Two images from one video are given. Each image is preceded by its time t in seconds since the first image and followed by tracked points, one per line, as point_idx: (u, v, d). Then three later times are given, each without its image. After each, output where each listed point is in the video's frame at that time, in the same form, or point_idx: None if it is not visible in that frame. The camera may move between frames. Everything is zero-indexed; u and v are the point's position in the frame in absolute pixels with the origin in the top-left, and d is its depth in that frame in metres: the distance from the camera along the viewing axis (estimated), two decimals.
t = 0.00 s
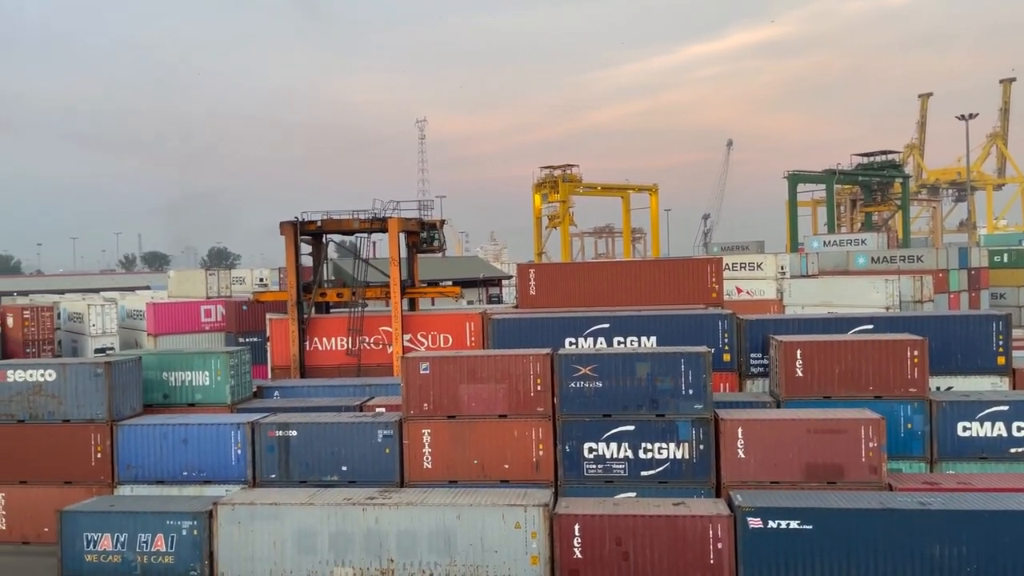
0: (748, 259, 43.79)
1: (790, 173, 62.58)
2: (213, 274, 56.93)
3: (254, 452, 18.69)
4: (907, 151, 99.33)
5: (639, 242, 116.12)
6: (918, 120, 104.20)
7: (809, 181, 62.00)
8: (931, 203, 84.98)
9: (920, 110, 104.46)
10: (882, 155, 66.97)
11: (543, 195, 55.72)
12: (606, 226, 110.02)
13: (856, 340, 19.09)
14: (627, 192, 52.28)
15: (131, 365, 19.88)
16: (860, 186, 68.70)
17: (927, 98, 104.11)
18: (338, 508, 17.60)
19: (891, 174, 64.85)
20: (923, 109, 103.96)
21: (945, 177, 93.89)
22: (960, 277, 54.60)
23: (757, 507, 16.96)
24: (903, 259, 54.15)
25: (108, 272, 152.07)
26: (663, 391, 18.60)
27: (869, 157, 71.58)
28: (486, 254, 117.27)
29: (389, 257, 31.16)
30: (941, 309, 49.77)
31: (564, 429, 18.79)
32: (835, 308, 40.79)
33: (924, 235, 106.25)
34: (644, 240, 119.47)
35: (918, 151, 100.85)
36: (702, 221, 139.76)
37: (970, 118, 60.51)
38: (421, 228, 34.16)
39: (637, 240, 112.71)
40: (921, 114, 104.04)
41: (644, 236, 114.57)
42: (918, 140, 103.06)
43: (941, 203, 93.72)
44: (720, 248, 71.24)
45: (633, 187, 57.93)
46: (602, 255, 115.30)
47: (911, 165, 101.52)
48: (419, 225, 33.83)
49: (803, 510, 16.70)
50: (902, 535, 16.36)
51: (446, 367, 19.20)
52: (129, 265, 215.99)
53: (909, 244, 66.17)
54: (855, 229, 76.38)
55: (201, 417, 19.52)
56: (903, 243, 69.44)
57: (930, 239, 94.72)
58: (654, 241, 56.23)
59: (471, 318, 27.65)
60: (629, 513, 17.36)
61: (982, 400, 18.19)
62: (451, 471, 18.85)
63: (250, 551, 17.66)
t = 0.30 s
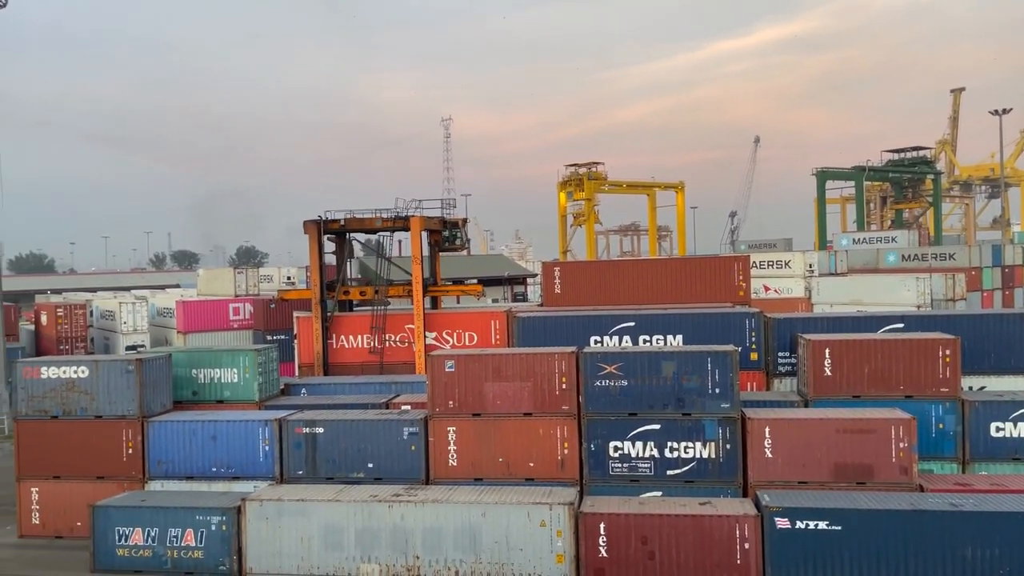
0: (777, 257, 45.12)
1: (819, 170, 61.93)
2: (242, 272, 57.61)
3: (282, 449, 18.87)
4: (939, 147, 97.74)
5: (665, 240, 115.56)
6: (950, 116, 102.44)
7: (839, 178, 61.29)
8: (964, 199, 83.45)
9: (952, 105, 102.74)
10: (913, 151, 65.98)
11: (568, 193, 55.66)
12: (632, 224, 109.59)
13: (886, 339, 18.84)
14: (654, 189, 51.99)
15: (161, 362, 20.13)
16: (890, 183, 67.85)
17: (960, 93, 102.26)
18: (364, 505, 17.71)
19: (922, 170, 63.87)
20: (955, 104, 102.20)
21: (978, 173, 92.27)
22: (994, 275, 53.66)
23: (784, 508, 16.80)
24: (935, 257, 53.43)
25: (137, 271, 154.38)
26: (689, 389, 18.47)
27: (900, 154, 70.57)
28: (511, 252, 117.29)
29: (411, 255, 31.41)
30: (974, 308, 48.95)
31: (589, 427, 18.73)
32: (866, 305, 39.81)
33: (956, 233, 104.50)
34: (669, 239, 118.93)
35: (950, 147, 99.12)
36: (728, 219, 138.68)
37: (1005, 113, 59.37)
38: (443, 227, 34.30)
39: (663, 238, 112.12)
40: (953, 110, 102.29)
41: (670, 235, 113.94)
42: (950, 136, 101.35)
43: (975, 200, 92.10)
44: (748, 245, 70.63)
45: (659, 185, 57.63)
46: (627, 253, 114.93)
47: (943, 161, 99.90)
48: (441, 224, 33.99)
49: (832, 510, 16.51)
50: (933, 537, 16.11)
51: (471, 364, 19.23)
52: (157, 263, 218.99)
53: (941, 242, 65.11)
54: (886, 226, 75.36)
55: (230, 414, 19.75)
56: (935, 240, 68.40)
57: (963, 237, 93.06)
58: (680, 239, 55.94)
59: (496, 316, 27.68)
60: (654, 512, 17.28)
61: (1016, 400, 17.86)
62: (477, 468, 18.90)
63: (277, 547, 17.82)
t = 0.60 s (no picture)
0: (805, 255, 43.88)
1: (848, 167, 61.23)
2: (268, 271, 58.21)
3: (308, 446, 19.02)
4: (971, 143, 96.12)
5: (690, 238, 114.82)
6: (984, 111, 100.50)
7: (868, 175, 60.56)
8: (997, 196, 81.96)
9: (985, 100, 100.97)
10: (944, 147, 65.01)
11: (593, 191, 55.59)
12: (657, 222, 109.10)
13: (917, 338, 18.58)
14: (680, 187, 51.67)
15: (190, 359, 20.37)
16: (921, 180, 66.94)
17: (994, 88, 100.40)
18: (389, 502, 17.80)
19: (954, 167, 62.89)
20: (988, 99, 100.40)
21: (1011, 169, 90.64)
22: None
23: (812, 508, 16.63)
24: (967, 255, 52.64)
25: (165, 270, 156.70)
26: (715, 388, 18.34)
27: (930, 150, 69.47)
28: (535, 250, 117.21)
29: (433, 254, 31.62)
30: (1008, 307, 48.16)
31: (614, 426, 18.66)
32: (895, 304, 39.77)
33: (989, 230, 102.66)
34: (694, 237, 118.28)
35: (985, 143, 97.26)
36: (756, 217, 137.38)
37: None
38: (465, 226, 34.39)
39: (689, 236, 111.35)
40: (987, 105, 100.47)
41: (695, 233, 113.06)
42: (983, 132, 99.63)
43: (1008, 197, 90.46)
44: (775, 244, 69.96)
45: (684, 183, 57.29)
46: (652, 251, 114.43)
47: (975, 157, 98.22)
48: (463, 222, 34.06)
49: (861, 511, 16.31)
50: (965, 539, 15.85)
51: (496, 362, 19.25)
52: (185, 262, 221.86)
53: (973, 238, 64.14)
54: (916, 223, 74.30)
55: (257, 411, 19.95)
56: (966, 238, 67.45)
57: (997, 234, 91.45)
58: (705, 237, 55.61)
59: (521, 314, 27.65)
60: (680, 512, 17.16)
61: None
62: (501, 466, 18.92)
63: (304, 543, 17.97)
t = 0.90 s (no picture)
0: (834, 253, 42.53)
1: (877, 164, 60.45)
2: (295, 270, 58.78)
3: (335, 443, 19.17)
4: (1005, 140, 94.37)
5: (717, 237, 113.98)
6: (1018, 107, 98.62)
7: (898, 172, 59.76)
8: None
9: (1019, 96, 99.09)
10: (977, 144, 63.93)
11: (619, 190, 55.44)
12: (684, 221, 108.53)
13: (949, 338, 18.32)
14: (707, 184, 51.33)
15: (220, 357, 20.61)
16: (954, 177, 65.92)
17: None
18: (415, 500, 17.88)
19: (987, 163, 61.82)
20: None
21: None
22: None
23: (842, 510, 16.44)
24: (1001, 253, 51.72)
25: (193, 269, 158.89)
26: (743, 388, 18.20)
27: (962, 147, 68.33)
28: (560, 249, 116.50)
29: (454, 252, 31.79)
30: None
31: (640, 426, 18.58)
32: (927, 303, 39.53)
33: None
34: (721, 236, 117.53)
35: (1018, 139, 95.43)
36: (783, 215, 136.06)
37: None
38: (487, 224, 34.46)
39: (716, 234, 110.41)
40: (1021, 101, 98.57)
41: (722, 231, 112.17)
42: (1018, 128, 97.75)
43: None
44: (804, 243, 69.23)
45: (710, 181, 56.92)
46: (678, 249, 113.76)
47: (1009, 154, 96.37)
48: (485, 221, 34.12)
49: (892, 513, 16.10)
50: (999, 542, 15.59)
51: (521, 361, 19.25)
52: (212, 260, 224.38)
53: (1008, 235, 63.06)
54: (949, 221, 73.16)
55: (285, 408, 20.14)
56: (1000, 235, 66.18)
57: None
58: (732, 235, 55.18)
59: (546, 313, 27.58)
60: (707, 512, 17.03)
61: None
62: (527, 465, 18.94)
63: (331, 539, 18.12)
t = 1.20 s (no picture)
0: (866, 251, 44.11)
1: (910, 161, 59.61)
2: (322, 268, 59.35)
3: (363, 440, 19.31)
4: None
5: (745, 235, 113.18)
6: None
7: (931, 170, 58.90)
8: None
9: None
10: (1012, 140, 62.79)
11: (646, 188, 55.21)
12: (712, 219, 107.89)
13: (983, 338, 18.02)
14: (735, 182, 50.93)
15: (249, 354, 20.83)
16: (989, 174, 64.86)
17: None
18: (442, 498, 17.94)
19: None
20: None
21: None
22: None
23: (873, 511, 16.23)
24: None
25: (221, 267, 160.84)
26: (771, 388, 18.05)
27: (996, 144, 67.13)
28: (587, 248, 116.15)
29: (476, 250, 31.88)
30: None
31: (667, 425, 18.49)
32: (961, 302, 38.85)
33: None
34: (748, 234, 116.90)
35: None
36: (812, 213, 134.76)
37: None
38: (510, 223, 34.47)
39: (744, 233, 109.30)
40: None
41: (750, 230, 111.30)
42: None
43: None
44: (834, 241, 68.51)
45: (738, 178, 56.45)
46: (706, 248, 112.94)
47: None
48: (507, 220, 34.16)
49: (924, 516, 15.86)
50: None
51: (547, 359, 19.23)
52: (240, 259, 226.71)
53: None
54: (983, 219, 71.99)
55: (313, 405, 20.33)
56: None
57: None
58: (760, 233, 54.70)
59: (572, 312, 27.43)
60: (736, 512, 16.86)
61: None
62: (553, 463, 18.93)
63: (358, 536, 18.25)
